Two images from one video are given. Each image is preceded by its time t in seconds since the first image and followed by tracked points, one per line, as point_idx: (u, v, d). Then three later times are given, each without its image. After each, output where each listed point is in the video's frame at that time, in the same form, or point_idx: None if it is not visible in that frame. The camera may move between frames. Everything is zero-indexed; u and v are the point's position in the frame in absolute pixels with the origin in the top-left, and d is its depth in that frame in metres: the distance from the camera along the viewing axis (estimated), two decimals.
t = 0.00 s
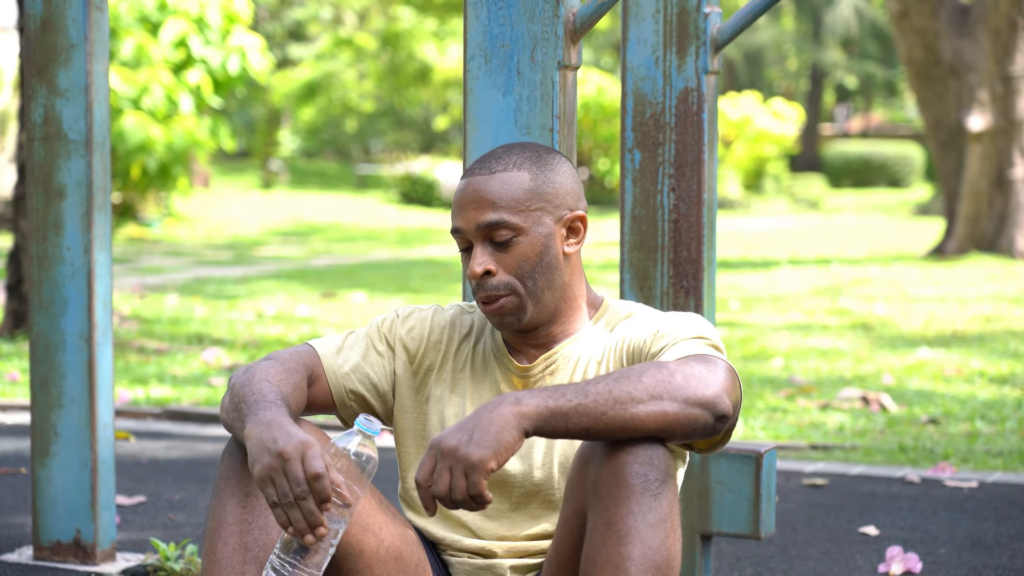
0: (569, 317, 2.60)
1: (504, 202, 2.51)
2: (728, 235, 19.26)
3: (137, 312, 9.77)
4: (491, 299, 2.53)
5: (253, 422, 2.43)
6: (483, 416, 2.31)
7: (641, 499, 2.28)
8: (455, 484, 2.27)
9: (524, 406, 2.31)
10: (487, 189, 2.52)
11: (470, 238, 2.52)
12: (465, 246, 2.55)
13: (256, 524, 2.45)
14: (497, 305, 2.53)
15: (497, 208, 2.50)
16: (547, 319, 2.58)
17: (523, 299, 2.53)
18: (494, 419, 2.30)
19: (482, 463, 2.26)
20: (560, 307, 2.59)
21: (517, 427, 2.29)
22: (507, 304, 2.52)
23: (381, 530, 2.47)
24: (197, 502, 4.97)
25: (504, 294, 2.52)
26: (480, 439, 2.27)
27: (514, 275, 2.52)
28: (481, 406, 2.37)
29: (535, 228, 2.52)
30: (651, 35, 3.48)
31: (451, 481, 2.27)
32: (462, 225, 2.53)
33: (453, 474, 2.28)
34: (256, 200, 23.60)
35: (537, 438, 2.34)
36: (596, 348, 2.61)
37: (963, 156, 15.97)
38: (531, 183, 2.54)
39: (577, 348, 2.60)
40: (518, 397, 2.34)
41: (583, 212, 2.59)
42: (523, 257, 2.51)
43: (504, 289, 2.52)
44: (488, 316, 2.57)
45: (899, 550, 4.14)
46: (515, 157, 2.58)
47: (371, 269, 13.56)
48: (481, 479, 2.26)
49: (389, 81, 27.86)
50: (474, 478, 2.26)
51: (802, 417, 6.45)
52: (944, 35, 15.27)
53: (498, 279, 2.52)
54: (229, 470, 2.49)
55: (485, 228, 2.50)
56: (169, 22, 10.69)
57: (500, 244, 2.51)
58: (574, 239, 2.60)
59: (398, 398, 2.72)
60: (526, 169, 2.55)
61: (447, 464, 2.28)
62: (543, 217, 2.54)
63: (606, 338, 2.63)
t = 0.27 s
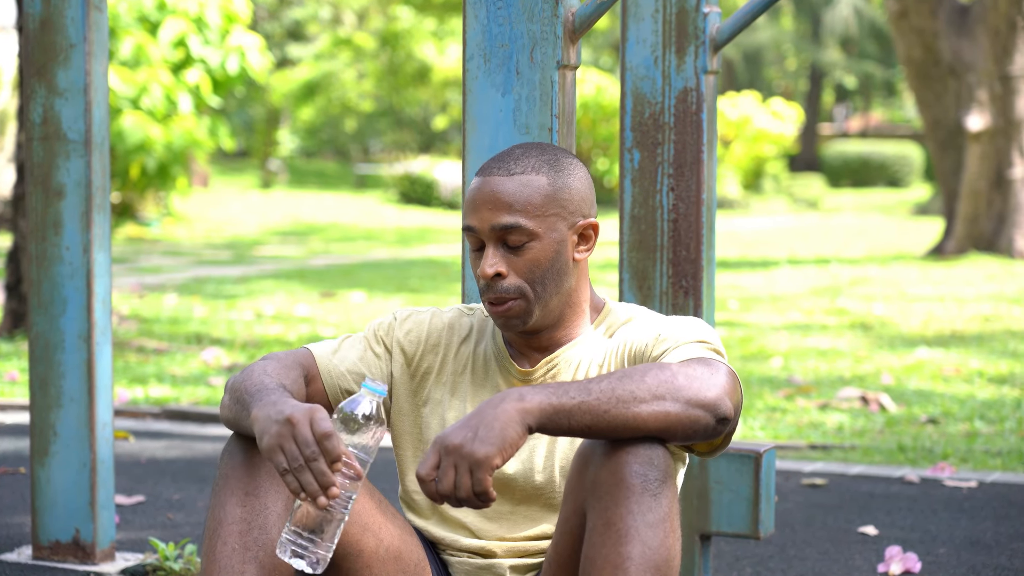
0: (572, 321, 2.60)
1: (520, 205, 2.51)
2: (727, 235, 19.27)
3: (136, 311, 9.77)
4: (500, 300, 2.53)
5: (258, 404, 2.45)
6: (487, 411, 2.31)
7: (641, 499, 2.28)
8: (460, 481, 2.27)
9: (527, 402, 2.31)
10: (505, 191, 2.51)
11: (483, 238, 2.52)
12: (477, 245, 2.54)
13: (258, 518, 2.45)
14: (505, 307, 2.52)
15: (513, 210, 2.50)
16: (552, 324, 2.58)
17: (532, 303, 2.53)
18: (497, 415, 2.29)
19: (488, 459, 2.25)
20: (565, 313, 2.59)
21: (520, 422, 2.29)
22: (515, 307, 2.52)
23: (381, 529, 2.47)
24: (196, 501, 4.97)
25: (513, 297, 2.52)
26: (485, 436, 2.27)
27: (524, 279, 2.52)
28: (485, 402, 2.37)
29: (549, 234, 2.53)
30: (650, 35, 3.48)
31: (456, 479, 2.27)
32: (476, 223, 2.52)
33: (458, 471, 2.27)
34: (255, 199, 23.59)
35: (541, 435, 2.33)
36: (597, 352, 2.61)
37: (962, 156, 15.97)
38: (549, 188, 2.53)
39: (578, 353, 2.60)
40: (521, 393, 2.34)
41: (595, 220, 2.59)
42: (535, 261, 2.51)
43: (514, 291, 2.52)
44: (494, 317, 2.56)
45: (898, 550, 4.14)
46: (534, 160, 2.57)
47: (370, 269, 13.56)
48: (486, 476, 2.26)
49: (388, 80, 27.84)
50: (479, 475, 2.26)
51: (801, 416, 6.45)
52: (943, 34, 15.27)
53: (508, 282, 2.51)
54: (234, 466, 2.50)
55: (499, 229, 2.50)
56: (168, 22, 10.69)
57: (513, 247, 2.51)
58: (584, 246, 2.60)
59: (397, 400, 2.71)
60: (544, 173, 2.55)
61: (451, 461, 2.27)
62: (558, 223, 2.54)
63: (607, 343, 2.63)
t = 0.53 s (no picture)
0: (574, 323, 2.61)
1: (544, 202, 2.51)
2: (727, 235, 19.27)
3: (136, 312, 9.77)
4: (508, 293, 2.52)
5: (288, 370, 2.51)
6: (486, 417, 2.31)
7: (641, 499, 2.28)
8: (465, 490, 2.27)
9: (524, 405, 2.31)
10: (532, 186, 2.51)
11: (500, 230, 2.51)
12: (492, 237, 2.53)
13: (262, 512, 2.42)
14: (512, 302, 2.51)
15: (537, 207, 2.50)
16: (554, 325, 2.58)
17: (540, 302, 2.53)
18: (496, 419, 2.29)
19: (491, 466, 2.26)
20: (568, 315, 2.60)
21: (519, 425, 2.29)
22: (524, 302, 2.51)
23: (383, 529, 2.48)
24: (195, 501, 4.97)
25: (522, 293, 2.51)
26: (486, 442, 2.27)
27: (536, 277, 2.52)
28: (483, 406, 2.37)
29: (567, 236, 2.54)
30: (650, 35, 3.48)
31: (461, 488, 2.28)
32: (496, 214, 2.51)
33: (462, 480, 2.28)
34: (255, 199, 23.59)
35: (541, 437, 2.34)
36: (597, 353, 2.61)
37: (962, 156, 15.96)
38: (573, 192, 2.55)
39: (579, 353, 2.60)
40: (519, 395, 2.34)
41: (609, 230, 2.61)
42: (550, 260, 2.52)
43: (524, 287, 2.51)
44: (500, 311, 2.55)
45: (897, 550, 4.15)
46: (560, 161, 2.58)
47: (370, 269, 13.56)
48: (491, 483, 2.26)
49: (388, 80, 27.83)
50: (484, 482, 2.26)
51: (801, 416, 6.45)
52: (943, 34, 15.27)
53: (520, 277, 2.51)
54: (239, 460, 2.46)
55: (519, 224, 2.50)
56: (168, 22, 10.68)
57: (530, 244, 2.51)
58: (595, 252, 2.62)
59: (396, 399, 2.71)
60: (570, 176, 2.56)
61: (454, 472, 2.29)
62: (576, 226, 2.56)
63: (606, 344, 2.63)
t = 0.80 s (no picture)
0: (572, 321, 2.62)
1: (555, 200, 2.51)
2: (726, 235, 19.27)
3: (135, 311, 9.77)
4: (509, 284, 2.53)
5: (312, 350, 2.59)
6: (482, 418, 2.31)
7: (640, 499, 2.28)
8: (462, 492, 2.27)
9: (520, 406, 2.31)
10: (546, 182, 2.52)
11: (508, 222, 2.52)
12: (499, 228, 2.54)
13: (266, 506, 2.40)
14: (510, 293, 2.52)
15: (548, 203, 2.51)
16: (551, 323, 2.59)
17: (539, 296, 2.53)
18: (493, 421, 2.29)
19: (487, 467, 2.26)
20: (566, 312, 2.60)
21: (515, 426, 2.29)
22: (524, 294, 2.52)
23: (384, 529, 2.48)
24: (194, 501, 4.97)
25: (522, 286, 2.52)
26: (482, 443, 2.27)
27: (537, 272, 2.52)
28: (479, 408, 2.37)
29: (575, 236, 2.54)
30: (649, 35, 3.48)
31: (457, 490, 2.28)
32: (506, 205, 2.51)
33: (459, 482, 2.28)
34: (254, 199, 23.58)
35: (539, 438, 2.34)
36: (593, 352, 2.62)
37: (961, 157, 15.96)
38: (586, 194, 2.55)
39: (575, 351, 2.61)
40: (514, 397, 2.34)
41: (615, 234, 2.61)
42: (555, 257, 2.52)
43: (524, 280, 2.52)
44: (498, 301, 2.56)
45: (896, 550, 4.15)
46: (578, 162, 2.58)
47: (369, 268, 13.55)
48: (487, 484, 2.26)
49: (387, 80, 27.81)
50: (480, 484, 2.26)
51: (800, 416, 6.45)
52: (942, 34, 15.27)
53: (523, 269, 2.51)
54: (245, 453, 2.44)
55: (528, 218, 2.50)
56: (167, 22, 10.67)
57: (536, 239, 2.52)
58: (597, 256, 2.62)
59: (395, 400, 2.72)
60: (584, 177, 2.56)
61: (451, 473, 2.29)
62: (584, 228, 2.56)
63: (602, 343, 2.63)
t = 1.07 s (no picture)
0: (570, 320, 2.62)
1: (559, 196, 2.52)
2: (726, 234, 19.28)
3: (134, 311, 9.77)
4: (507, 275, 2.53)
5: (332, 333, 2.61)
6: (482, 418, 2.31)
7: (641, 499, 2.29)
8: (462, 492, 2.27)
9: (521, 406, 2.31)
10: (552, 178, 2.52)
11: (511, 215, 2.52)
12: (502, 220, 2.54)
13: (267, 504, 2.39)
14: (505, 285, 2.53)
15: (552, 198, 2.51)
16: (546, 318, 2.59)
17: (535, 290, 2.53)
18: (493, 421, 2.29)
19: (488, 468, 2.26)
20: (562, 309, 2.60)
21: (516, 427, 2.29)
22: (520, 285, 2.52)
23: (385, 528, 2.48)
24: (194, 501, 4.97)
25: (518, 278, 2.52)
26: (483, 444, 2.27)
27: (536, 267, 2.52)
28: (480, 409, 2.37)
29: (576, 233, 2.54)
30: (649, 34, 3.48)
31: (457, 490, 2.28)
32: (510, 198, 2.52)
33: (459, 482, 2.28)
34: (253, 198, 23.58)
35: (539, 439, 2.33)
36: (591, 351, 2.61)
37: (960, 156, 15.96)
38: (591, 194, 2.55)
39: (573, 350, 2.60)
40: (515, 397, 2.34)
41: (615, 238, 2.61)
42: (554, 252, 2.52)
43: (522, 272, 2.52)
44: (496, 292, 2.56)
45: (895, 549, 4.15)
46: (585, 162, 2.58)
47: (368, 268, 13.55)
48: (487, 485, 2.26)
49: (386, 80, 27.82)
50: (481, 484, 2.26)
51: (800, 416, 6.46)
52: (942, 33, 15.27)
53: (523, 262, 2.52)
54: (247, 450, 2.43)
55: (530, 212, 2.51)
56: (166, 22, 10.67)
57: (538, 233, 2.52)
58: (597, 258, 2.62)
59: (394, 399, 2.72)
60: (591, 177, 2.57)
61: (451, 473, 2.28)
62: (586, 227, 2.56)
63: (602, 342, 2.63)
